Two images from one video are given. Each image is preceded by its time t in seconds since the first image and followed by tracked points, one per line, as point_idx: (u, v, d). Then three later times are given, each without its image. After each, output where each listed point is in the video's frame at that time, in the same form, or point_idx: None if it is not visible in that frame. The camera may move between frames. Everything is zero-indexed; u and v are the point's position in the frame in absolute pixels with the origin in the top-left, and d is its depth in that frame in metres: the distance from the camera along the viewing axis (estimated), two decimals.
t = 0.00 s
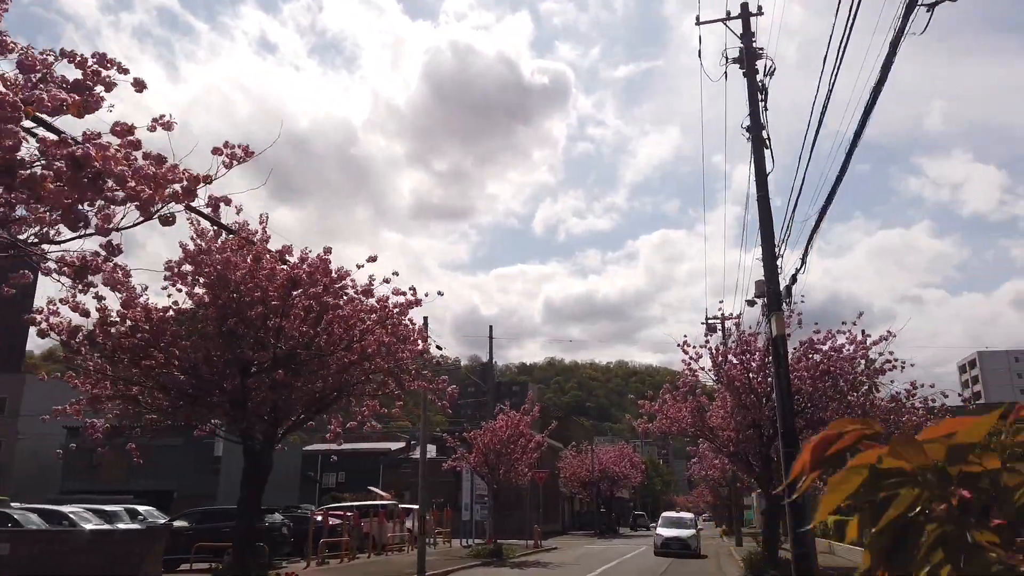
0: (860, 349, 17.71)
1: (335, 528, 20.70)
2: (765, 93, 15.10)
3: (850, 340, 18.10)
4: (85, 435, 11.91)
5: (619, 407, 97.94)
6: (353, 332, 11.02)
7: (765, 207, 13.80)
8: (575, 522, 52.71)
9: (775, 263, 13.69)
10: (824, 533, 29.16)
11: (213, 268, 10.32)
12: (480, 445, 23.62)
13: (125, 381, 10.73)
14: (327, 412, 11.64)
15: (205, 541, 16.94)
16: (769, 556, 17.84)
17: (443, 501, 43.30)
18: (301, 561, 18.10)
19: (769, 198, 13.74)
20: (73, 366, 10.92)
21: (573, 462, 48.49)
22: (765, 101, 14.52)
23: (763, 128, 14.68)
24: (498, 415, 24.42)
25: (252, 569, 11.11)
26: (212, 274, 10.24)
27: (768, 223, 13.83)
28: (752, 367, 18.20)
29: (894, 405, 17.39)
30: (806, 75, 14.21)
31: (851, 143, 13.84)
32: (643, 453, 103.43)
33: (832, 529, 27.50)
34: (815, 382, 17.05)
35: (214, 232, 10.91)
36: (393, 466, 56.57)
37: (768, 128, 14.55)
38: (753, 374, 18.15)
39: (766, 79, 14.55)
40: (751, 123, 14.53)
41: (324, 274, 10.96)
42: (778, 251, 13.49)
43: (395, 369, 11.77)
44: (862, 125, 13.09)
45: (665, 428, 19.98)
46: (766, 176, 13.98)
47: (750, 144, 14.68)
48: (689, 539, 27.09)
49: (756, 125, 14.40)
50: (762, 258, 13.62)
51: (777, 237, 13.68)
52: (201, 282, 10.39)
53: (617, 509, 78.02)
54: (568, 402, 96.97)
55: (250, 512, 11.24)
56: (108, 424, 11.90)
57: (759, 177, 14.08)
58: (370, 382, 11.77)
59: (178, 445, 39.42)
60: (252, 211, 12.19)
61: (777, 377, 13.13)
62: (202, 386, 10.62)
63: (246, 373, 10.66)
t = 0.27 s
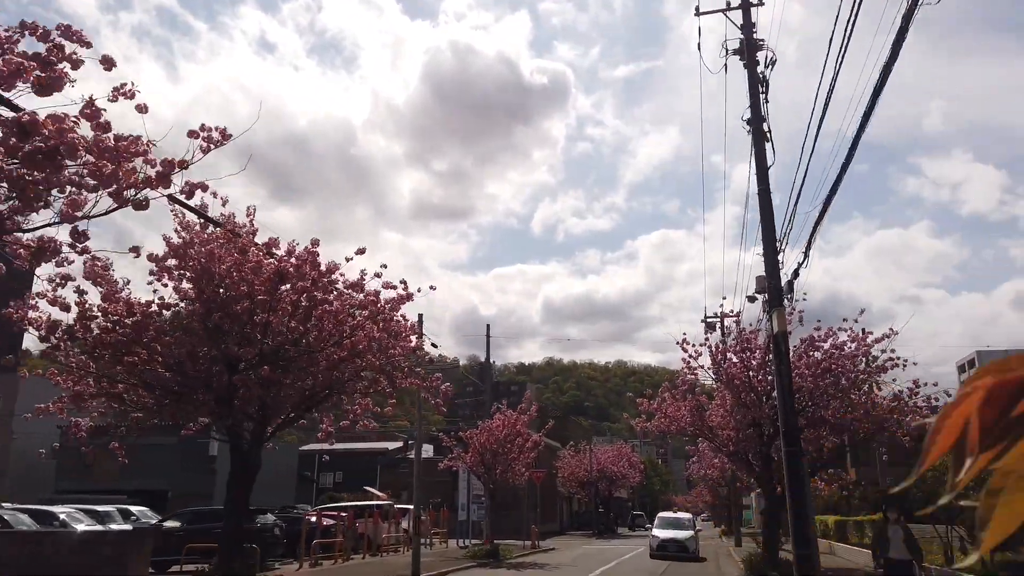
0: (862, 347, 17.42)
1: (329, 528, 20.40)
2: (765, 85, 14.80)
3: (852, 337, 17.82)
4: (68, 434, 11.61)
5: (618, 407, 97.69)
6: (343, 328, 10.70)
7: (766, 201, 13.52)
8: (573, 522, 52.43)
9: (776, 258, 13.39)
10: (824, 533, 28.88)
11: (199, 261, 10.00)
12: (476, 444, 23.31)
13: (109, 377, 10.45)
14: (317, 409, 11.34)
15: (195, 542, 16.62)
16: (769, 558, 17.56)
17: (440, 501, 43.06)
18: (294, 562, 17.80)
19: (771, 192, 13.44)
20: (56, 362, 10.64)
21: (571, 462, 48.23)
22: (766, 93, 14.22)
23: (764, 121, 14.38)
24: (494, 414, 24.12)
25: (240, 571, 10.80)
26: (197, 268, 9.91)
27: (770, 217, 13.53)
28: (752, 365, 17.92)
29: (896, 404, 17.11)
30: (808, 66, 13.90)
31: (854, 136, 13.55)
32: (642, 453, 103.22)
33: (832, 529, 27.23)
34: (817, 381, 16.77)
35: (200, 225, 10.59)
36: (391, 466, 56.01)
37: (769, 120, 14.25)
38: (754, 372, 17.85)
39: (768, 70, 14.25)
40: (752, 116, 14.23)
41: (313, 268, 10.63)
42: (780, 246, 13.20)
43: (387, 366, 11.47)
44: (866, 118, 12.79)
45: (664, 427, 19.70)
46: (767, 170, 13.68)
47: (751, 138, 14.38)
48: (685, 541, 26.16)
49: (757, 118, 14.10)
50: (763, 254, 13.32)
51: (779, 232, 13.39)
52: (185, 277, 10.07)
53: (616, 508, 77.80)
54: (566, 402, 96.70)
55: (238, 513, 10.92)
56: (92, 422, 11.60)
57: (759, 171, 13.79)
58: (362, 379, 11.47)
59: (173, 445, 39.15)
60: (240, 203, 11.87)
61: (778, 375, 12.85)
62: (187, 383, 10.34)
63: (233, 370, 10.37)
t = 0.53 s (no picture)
0: (864, 342, 17.16)
1: (323, 528, 20.10)
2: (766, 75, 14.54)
3: (854, 333, 17.55)
4: (51, 430, 11.31)
5: (617, 406, 97.55)
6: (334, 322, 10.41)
7: (767, 192, 13.26)
8: (572, 521, 52.21)
9: (777, 251, 13.12)
10: (824, 533, 28.59)
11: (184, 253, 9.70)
12: (472, 443, 23.00)
13: (92, 371, 10.17)
14: (307, 404, 11.07)
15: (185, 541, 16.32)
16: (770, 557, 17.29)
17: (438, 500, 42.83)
18: (286, 562, 17.50)
19: (771, 184, 13.17)
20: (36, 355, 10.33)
21: (569, 461, 48.01)
22: (767, 83, 13.95)
23: (765, 112, 14.12)
24: (491, 413, 23.83)
25: (227, 569, 10.49)
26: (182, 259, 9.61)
27: (771, 209, 13.25)
28: (753, 362, 17.65)
29: (899, 401, 16.84)
30: (810, 56, 13.63)
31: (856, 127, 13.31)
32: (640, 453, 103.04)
33: (833, 529, 26.94)
34: (819, 377, 16.50)
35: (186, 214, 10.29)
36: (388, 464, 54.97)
37: (770, 111, 14.00)
38: (754, 368, 17.59)
39: (768, 60, 13.99)
40: (752, 106, 13.95)
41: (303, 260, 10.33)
42: (781, 238, 12.93)
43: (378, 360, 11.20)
44: (868, 107, 12.55)
45: (662, 425, 19.42)
46: (768, 161, 13.42)
47: (751, 129, 14.10)
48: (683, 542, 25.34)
49: (758, 108, 13.85)
50: (764, 246, 13.06)
51: (779, 224, 13.13)
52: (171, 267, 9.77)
53: (614, 508, 77.63)
54: (566, 402, 96.41)
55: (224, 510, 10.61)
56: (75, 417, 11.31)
57: (760, 162, 13.52)
58: (353, 374, 11.20)
59: (167, 444, 38.88)
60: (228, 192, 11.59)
61: (779, 370, 12.58)
62: (174, 377, 10.06)
63: (221, 363, 10.09)
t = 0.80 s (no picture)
0: (865, 342, 16.88)
1: (315, 530, 19.80)
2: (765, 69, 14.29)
3: (854, 333, 17.28)
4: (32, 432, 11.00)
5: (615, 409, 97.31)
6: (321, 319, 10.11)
7: (766, 188, 13.01)
8: (570, 524, 51.93)
9: (776, 247, 12.84)
10: (824, 535, 28.29)
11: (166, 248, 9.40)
12: (468, 444, 22.72)
13: (71, 368, 9.88)
14: (293, 403, 10.78)
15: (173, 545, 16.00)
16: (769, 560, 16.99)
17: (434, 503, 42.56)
18: (278, 566, 17.21)
19: (771, 178, 12.90)
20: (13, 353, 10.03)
21: (567, 463, 47.73)
22: (766, 77, 13.71)
23: (764, 106, 13.87)
24: (487, 414, 23.54)
25: (210, 571, 10.18)
26: (164, 254, 9.31)
27: (770, 204, 12.98)
28: (751, 361, 17.37)
29: (900, 401, 16.57)
30: (810, 48, 13.37)
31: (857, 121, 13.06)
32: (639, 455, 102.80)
33: (833, 531, 26.64)
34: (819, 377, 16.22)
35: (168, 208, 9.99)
36: (385, 467, 54.67)
37: (769, 105, 13.75)
38: (753, 368, 17.31)
39: (767, 53, 13.74)
40: (751, 101, 13.70)
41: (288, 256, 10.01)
42: (781, 234, 12.66)
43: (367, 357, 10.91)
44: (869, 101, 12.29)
45: (660, 426, 19.13)
46: (767, 155, 13.16)
47: (750, 124, 13.84)
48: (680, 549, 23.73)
49: (757, 102, 13.59)
50: (763, 242, 12.79)
51: (779, 219, 12.86)
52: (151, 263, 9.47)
53: (613, 511, 77.37)
54: (564, 404, 96.19)
55: (207, 511, 10.29)
56: (56, 417, 11.00)
57: (759, 157, 13.26)
58: (341, 372, 10.92)
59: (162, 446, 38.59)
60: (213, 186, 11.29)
61: (779, 369, 12.31)
62: (156, 375, 9.78)
63: (204, 360, 9.80)
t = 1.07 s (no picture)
0: (864, 342, 16.62)
1: (308, 532, 19.62)
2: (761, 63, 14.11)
3: (853, 332, 17.03)
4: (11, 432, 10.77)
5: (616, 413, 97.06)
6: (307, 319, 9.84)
7: (762, 183, 12.79)
8: (569, 528, 51.67)
9: (773, 243, 12.61)
10: (824, 537, 28.02)
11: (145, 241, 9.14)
12: (464, 446, 22.49)
13: (49, 366, 9.62)
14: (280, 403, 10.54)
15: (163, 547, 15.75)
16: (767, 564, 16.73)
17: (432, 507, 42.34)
18: (268, 569, 16.98)
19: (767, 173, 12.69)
20: None
21: (566, 466, 47.50)
22: (761, 71, 13.52)
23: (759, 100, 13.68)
24: (483, 415, 23.33)
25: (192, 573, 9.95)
26: (143, 247, 9.06)
27: (766, 199, 12.76)
28: (750, 361, 17.11)
29: (900, 402, 16.30)
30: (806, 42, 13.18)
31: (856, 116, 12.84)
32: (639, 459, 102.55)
33: (832, 534, 26.37)
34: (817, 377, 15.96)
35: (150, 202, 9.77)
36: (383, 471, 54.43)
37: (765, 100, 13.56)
38: (750, 367, 17.07)
39: (763, 46, 13.56)
40: (746, 95, 13.50)
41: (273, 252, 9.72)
42: (777, 229, 12.44)
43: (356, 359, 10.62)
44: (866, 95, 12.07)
45: (657, 427, 18.87)
46: (763, 150, 12.95)
47: (745, 119, 13.64)
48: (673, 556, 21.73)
49: (753, 96, 13.39)
50: (759, 238, 12.56)
51: (775, 215, 12.63)
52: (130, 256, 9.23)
53: (613, 514, 77.08)
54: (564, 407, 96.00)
55: (190, 515, 10.02)
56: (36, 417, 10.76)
57: (755, 152, 13.06)
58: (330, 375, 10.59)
59: (158, 449, 38.36)
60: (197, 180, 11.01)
61: (775, 367, 12.06)
62: (136, 373, 9.52)
63: (186, 358, 9.57)
